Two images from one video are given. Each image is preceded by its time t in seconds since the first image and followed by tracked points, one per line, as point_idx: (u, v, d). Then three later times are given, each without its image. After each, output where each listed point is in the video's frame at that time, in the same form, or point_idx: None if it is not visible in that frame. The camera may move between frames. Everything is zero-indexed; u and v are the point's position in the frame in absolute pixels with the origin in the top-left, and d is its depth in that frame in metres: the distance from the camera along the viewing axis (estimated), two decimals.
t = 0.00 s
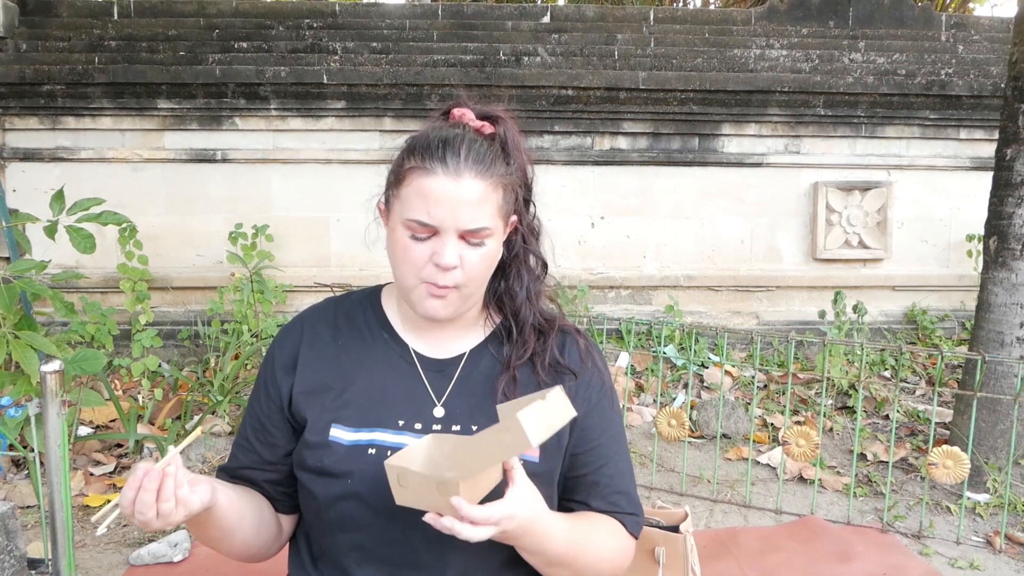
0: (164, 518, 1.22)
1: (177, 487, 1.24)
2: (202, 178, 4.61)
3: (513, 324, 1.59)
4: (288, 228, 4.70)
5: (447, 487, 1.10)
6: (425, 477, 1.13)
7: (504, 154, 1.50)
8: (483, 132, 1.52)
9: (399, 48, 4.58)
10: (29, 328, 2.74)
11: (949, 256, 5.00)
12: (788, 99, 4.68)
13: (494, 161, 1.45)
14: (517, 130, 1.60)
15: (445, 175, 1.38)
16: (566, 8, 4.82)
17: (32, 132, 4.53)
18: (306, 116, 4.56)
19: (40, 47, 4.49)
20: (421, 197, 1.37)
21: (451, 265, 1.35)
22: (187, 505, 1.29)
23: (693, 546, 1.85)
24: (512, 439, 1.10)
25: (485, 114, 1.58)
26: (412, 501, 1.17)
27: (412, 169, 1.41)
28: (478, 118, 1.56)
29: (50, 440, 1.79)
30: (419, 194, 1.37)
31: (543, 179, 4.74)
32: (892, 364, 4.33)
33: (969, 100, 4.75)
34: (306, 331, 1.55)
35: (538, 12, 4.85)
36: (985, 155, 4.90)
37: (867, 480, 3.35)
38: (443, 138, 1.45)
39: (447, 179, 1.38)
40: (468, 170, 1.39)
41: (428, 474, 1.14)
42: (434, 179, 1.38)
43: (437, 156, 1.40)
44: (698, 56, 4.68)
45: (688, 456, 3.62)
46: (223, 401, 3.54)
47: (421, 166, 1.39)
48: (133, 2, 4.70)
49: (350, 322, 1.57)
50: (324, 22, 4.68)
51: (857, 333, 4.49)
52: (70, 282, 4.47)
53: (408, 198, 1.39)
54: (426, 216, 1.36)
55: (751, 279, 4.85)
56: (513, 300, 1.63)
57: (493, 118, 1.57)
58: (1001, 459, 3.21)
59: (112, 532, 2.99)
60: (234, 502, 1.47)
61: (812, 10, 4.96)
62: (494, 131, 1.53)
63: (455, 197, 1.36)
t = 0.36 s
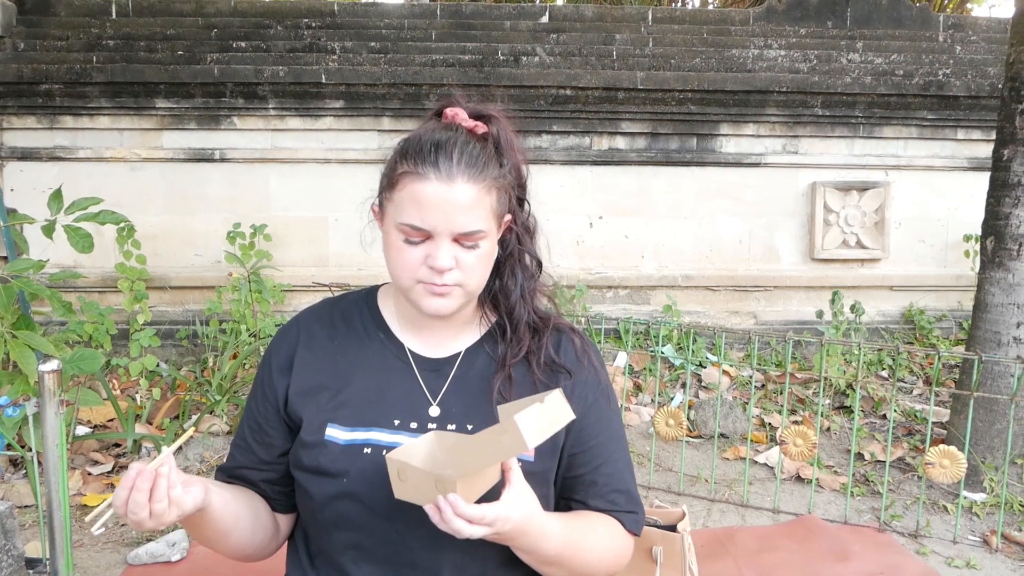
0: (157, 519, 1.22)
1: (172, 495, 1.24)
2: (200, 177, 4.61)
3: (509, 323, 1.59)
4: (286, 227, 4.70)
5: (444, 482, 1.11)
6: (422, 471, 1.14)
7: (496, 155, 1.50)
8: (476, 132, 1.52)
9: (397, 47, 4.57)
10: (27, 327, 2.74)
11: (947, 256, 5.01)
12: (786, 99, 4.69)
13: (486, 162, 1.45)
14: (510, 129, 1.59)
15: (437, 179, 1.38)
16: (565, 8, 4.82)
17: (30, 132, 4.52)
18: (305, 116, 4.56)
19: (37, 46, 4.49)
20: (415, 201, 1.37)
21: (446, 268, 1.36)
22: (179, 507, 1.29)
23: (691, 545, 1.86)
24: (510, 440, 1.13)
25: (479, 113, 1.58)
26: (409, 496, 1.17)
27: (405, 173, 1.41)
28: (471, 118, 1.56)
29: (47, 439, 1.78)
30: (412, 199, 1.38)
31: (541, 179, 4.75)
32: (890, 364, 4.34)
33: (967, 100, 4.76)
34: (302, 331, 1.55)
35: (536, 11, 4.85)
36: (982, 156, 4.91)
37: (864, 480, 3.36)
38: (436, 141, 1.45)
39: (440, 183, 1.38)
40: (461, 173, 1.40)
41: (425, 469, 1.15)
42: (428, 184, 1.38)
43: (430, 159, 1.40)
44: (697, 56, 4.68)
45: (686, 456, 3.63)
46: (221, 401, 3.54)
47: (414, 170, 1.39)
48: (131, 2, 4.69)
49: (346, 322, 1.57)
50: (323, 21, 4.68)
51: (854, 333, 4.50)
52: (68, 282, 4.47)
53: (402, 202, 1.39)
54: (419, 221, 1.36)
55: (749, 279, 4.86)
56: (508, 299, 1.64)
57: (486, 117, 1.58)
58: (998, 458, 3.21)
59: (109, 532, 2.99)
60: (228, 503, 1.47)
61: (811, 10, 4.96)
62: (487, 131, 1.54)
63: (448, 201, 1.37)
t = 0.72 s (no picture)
0: (153, 513, 1.23)
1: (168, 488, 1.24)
2: (196, 177, 4.61)
3: (504, 319, 1.60)
4: (282, 227, 4.70)
5: (438, 479, 1.12)
6: (417, 468, 1.16)
7: (490, 153, 1.51)
8: (471, 131, 1.53)
9: (394, 47, 4.57)
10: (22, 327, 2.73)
11: (942, 255, 5.03)
12: (782, 99, 4.70)
13: (479, 159, 1.45)
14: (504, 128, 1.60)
15: (431, 175, 1.39)
16: (561, 8, 4.82)
17: (25, 131, 4.52)
18: (301, 115, 4.56)
19: (33, 45, 4.47)
20: (409, 197, 1.37)
21: (440, 263, 1.36)
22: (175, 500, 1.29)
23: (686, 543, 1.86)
24: (503, 438, 1.15)
25: (473, 112, 1.59)
26: (405, 493, 1.19)
27: (400, 170, 1.42)
28: (465, 117, 1.58)
29: (42, 439, 1.77)
30: (406, 195, 1.38)
31: (538, 178, 4.75)
32: (885, 363, 4.35)
33: (962, 101, 4.78)
34: (298, 328, 1.56)
35: (533, 11, 4.83)
36: (977, 156, 4.93)
37: (859, 479, 3.36)
38: (430, 138, 1.46)
39: (434, 180, 1.38)
40: (455, 169, 1.40)
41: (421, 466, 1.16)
42: (422, 180, 1.38)
43: (424, 156, 1.41)
44: (693, 55, 4.69)
45: (682, 455, 3.64)
46: (217, 401, 3.54)
47: (409, 166, 1.40)
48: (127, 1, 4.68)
49: (341, 319, 1.58)
50: (319, 21, 4.68)
51: (850, 333, 4.51)
52: (63, 281, 4.46)
53: (396, 198, 1.40)
54: (413, 216, 1.36)
55: (744, 279, 4.87)
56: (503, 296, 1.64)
57: (480, 116, 1.59)
58: (992, 458, 3.23)
59: (105, 532, 2.99)
60: (222, 498, 1.48)
61: (807, 10, 4.96)
62: (482, 129, 1.54)
63: (442, 197, 1.37)
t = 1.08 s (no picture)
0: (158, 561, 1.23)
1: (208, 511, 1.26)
2: (194, 180, 4.61)
3: (501, 324, 1.61)
4: (281, 230, 4.70)
5: (479, 506, 1.08)
6: (456, 489, 1.10)
7: (474, 147, 1.55)
8: (462, 129, 1.57)
9: (391, 49, 4.58)
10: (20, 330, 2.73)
11: (939, 257, 5.03)
12: (779, 101, 4.71)
13: (456, 148, 1.49)
14: (494, 126, 1.64)
15: (404, 162, 1.44)
16: (558, 10, 4.83)
17: (23, 134, 4.52)
18: (299, 117, 4.56)
19: (31, 48, 4.48)
20: (384, 184, 1.43)
21: (412, 246, 1.39)
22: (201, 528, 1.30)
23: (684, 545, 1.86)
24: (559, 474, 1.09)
25: (465, 113, 1.63)
26: (437, 509, 1.14)
27: (379, 160, 1.48)
28: (458, 117, 1.62)
29: (41, 442, 1.74)
30: (382, 182, 1.44)
31: (536, 180, 4.75)
32: (883, 365, 4.35)
33: (959, 102, 4.78)
34: (293, 333, 1.56)
35: (530, 14, 4.85)
36: (974, 157, 4.94)
37: (857, 480, 3.36)
38: (409, 129, 1.52)
39: (406, 165, 1.43)
40: (428, 156, 1.45)
41: (461, 487, 1.11)
42: (396, 166, 1.44)
43: (401, 145, 1.47)
44: (690, 58, 4.69)
45: (680, 457, 3.64)
46: (215, 404, 3.53)
47: (385, 155, 1.46)
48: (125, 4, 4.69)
49: (337, 325, 1.58)
50: (317, 23, 4.68)
51: (848, 334, 4.51)
52: (61, 284, 4.46)
53: (374, 187, 1.46)
54: (388, 201, 1.42)
55: (742, 281, 4.88)
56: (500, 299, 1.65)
57: (472, 116, 1.62)
58: (990, 459, 3.23)
59: (103, 535, 2.98)
60: (225, 526, 1.48)
61: (804, 12, 4.96)
62: (473, 128, 1.58)
63: (413, 181, 1.42)
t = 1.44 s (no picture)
0: None
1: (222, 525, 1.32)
2: (195, 181, 4.61)
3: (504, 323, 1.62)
4: (282, 230, 4.71)
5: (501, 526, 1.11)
6: (477, 509, 1.13)
7: (460, 139, 1.63)
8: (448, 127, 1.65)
9: (392, 50, 4.58)
10: (23, 330, 2.73)
11: (941, 256, 5.03)
12: (780, 100, 4.70)
13: (437, 130, 1.58)
14: (479, 125, 1.72)
15: (389, 143, 1.53)
16: (559, 10, 4.82)
17: (25, 136, 4.53)
18: (299, 118, 4.57)
19: (32, 50, 4.49)
20: (368, 163, 1.53)
21: (396, 211, 1.44)
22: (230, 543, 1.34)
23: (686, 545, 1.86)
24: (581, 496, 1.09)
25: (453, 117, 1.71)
26: (459, 530, 1.16)
27: (364, 147, 1.59)
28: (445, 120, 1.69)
29: (43, 444, 1.74)
30: (366, 162, 1.53)
31: (537, 181, 4.75)
32: (885, 364, 4.35)
33: (961, 101, 4.77)
34: (293, 337, 1.55)
35: (530, 14, 4.84)
36: (976, 156, 4.93)
37: (859, 480, 3.36)
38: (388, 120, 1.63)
39: (386, 143, 1.53)
40: (411, 135, 1.54)
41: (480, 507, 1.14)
42: (377, 146, 1.54)
43: (382, 131, 1.58)
44: (690, 57, 4.69)
45: (681, 456, 3.64)
46: (216, 405, 3.53)
47: (368, 140, 1.58)
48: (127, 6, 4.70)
49: (339, 327, 1.58)
50: (317, 24, 4.68)
51: (849, 333, 4.50)
52: (63, 285, 4.47)
53: (360, 170, 1.55)
54: (374, 176, 1.49)
55: (743, 280, 4.87)
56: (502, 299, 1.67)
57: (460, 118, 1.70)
58: (992, 458, 3.22)
59: (105, 536, 2.99)
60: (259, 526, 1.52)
61: (804, 11, 4.95)
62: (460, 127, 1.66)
63: (394, 155, 1.50)
